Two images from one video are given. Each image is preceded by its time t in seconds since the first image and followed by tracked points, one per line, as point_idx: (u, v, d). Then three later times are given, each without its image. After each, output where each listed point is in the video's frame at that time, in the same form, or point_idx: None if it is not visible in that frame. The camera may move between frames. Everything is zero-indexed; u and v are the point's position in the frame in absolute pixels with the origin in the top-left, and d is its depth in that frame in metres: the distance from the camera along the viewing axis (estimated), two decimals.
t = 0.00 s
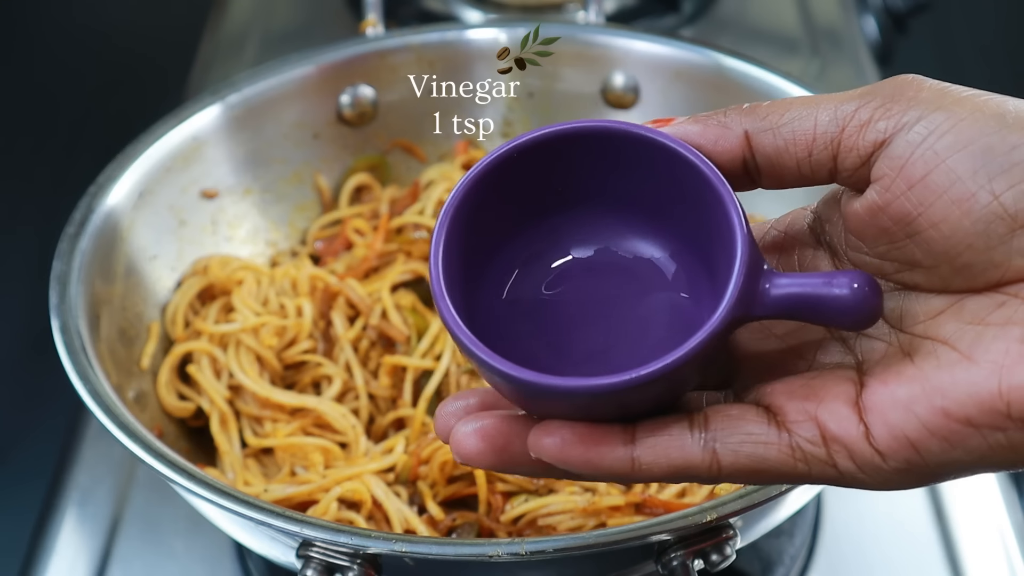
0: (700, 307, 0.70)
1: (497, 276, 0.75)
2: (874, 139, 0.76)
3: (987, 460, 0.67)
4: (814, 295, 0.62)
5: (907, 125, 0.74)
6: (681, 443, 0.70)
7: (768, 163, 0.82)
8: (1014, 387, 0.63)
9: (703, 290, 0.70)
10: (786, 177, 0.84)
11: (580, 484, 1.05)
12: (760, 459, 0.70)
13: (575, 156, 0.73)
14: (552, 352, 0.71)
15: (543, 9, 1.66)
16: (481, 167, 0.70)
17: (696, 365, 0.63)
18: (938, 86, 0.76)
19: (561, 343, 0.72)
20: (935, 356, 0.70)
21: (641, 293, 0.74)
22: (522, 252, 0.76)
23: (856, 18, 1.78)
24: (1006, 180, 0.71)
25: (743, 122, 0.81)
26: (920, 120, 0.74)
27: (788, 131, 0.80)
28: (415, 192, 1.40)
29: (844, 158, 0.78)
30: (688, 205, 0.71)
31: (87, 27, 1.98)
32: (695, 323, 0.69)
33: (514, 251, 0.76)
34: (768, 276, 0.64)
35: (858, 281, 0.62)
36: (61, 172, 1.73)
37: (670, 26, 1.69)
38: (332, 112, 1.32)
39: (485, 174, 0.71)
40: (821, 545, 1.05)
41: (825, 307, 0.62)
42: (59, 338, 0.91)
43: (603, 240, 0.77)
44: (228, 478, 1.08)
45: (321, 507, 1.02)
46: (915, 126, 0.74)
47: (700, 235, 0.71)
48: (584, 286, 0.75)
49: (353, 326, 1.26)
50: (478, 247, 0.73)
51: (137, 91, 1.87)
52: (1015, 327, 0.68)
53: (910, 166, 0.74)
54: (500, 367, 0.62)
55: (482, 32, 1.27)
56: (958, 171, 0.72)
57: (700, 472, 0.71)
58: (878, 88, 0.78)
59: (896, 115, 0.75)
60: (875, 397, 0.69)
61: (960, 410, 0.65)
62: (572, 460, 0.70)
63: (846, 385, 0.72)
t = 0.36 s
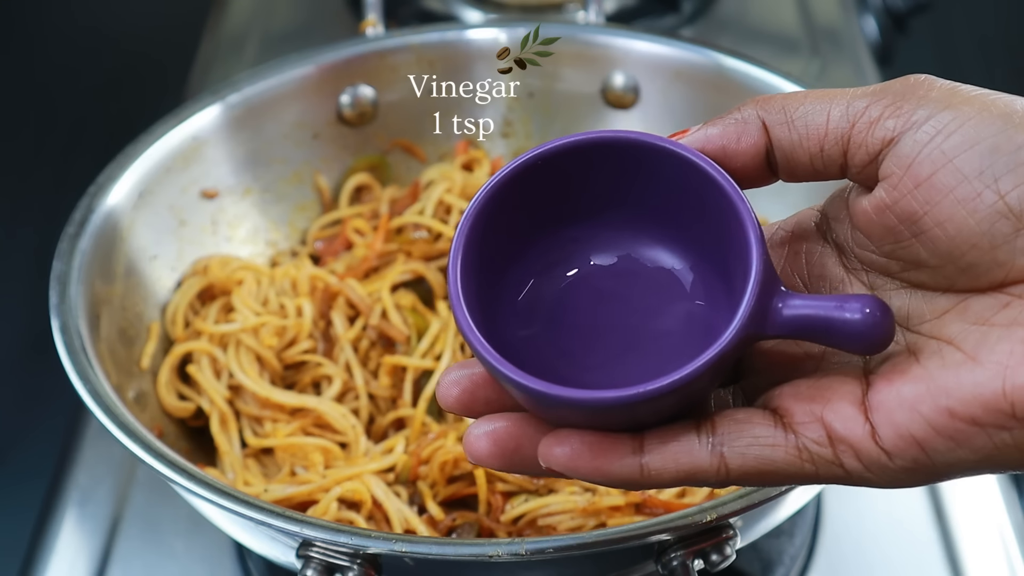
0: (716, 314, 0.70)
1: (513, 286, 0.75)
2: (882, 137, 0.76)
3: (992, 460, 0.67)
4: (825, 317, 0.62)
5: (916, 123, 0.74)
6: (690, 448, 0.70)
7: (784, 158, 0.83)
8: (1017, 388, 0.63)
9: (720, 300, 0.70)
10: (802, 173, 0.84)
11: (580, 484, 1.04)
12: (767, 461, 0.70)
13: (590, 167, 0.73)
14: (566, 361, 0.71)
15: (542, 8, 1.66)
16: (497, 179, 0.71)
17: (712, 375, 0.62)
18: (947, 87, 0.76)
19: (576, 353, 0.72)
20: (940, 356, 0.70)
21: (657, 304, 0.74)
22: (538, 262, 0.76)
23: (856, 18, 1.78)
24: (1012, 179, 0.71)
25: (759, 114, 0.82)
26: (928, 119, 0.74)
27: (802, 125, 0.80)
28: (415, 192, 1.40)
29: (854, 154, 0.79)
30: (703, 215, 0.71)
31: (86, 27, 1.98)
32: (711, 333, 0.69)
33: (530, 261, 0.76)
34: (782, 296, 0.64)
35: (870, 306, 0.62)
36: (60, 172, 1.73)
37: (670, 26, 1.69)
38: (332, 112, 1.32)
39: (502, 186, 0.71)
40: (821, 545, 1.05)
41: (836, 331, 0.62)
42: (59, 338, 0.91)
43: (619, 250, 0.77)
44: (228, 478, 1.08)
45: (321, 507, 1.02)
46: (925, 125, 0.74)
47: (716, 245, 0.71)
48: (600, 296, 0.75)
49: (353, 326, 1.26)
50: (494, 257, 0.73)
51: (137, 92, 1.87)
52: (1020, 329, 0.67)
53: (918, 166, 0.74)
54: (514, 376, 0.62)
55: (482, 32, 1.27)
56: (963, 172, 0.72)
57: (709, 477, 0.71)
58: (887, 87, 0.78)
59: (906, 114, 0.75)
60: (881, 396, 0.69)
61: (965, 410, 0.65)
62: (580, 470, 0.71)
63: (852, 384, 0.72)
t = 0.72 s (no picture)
0: (694, 308, 0.70)
1: (492, 279, 0.75)
2: (868, 145, 0.76)
3: (980, 465, 0.67)
4: (807, 300, 0.62)
5: (900, 130, 0.75)
6: (674, 446, 0.70)
7: (762, 165, 0.82)
8: (1005, 391, 0.63)
9: (697, 296, 0.71)
10: (781, 181, 0.83)
11: (580, 484, 1.04)
12: (751, 462, 0.70)
13: (570, 160, 0.73)
14: (545, 356, 0.71)
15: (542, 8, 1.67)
16: (477, 170, 0.70)
17: (693, 366, 0.63)
18: (932, 94, 0.76)
19: (555, 347, 0.72)
20: (926, 359, 0.70)
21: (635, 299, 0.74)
22: (517, 255, 0.77)
23: (856, 18, 1.78)
24: (998, 183, 0.71)
25: (738, 123, 0.81)
26: (912, 126, 0.74)
27: (782, 135, 0.80)
28: (415, 192, 1.40)
29: (837, 163, 0.78)
30: (682, 208, 0.71)
31: (86, 27, 1.98)
32: (689, 328, 0.69)
33: (509, 255, 0.76)
34: (762, 281, 0.64)
35: (852, 287, 0.62)
36: (61, 172, 1.73)
37: (670, 26, 1.69)
38: (332, 112, 1.32)
39: (480, 179, 0.71)
40: (821, 545, 1.05)
41: (818, 313, 0.62)
42: (59, 338, 0.91)
43: (597, 245, 0.77)
44: (228, 478, 1.08)
45: (321, 507, 1.02)
46: (909, 131, 0.74)
47: (696, 241, 0.71)
48: (578, 291, 0.75)
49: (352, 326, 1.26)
50: (473, 249, 0.73)
51: (137, 92, 1.87)
52: (1006, 331, 0.68)
53: (901, 171, 0.74)
54: (494, 370, 0.62)
55: (482, 32, 1.27)
56: (947, 177, 0.73)
57: (693, 475, 0.71)
58: (874, 93, 0.78)
59: (890, 121, 0.75)
60: (867, 398, 0.69)
61: (952, 413, 0.65)
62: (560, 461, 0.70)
63: (837, 386, 0.72)
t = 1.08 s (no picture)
0: (695, 291, 0.70)
1: (494, 268, 0.75)
2: (862, 125, 0.76)
3: (981, 442, 0.67)
4: (804, 277, 0.63)
5: (893, 109, 0.74)
6: (675, 429, 0.71)
7: (757, 150, 0.81)
8: (1008, 369, 0.63)
9: (698, 280, 0.70)
10: (775, 164, 0.83)
11: (579, 484, 1.05)
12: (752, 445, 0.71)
13: (572, 146, 0.73)
14: (545, 341, 0.72)
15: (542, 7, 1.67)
16: (475, 158, 0.71)
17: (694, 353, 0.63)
18: (925, 71, 0.76)
19: (556, 333, 0.72)
20: (928, 337, 0.70)
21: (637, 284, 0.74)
22: (517, 243, 0.76)
23: (856, 18, 1.78)
24: (994, 159, 0.71)
25: (732, 109, 0.81)
26: (906, 104, 0.74)
27: (776, 117, 0.79)
28: (415, 192, 1.40)
29: (832, 144, 0.78)
30: (682, 192, 0.71)
31: (86, 27, 1.98)
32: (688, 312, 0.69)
33: (509, 242, 0.76)
34: (758, 259, 0.65)
35: (847, 263, 0.63)
36: (60, 172, 1.73)
37: (670, 26, 1.69)
38: (332, 111, 1.32)
39: (478, 169, 0.71)
40: (821, 545, 1.05)
41: (816, 289, 0.63)
42: (59, 338, 0.91)
43: (597, 231, 0.77)
44: (228, 478, 1.08)
45: (321, 507, 1.02)
46: (903, 109, 0.74)
47: (696, 224, 0.71)
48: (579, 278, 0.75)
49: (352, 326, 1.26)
50: (473, 238, 0.73)
51: (137, 92, 1.87)
52: (1007, 307, 0.68)
53: (897, 150, 0.74)
54: (496, 360, 0.62)
55: (482, 32, 1.27)
56: (944, 154, 0.72)
57: (696, 458, 0.72)
58: (867, 74, 0.77)
59: (883, 100, 0.75)
60: (868, 375, 0.69)
61: (954, 392, 0.65)
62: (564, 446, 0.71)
63: (836, 365, 0.72)
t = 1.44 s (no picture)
0: (705, 290, 0.70)
1: (504, 264, 0.75)
2: (870, 117, 0.74)
3: (992, 444, 0.67)
4: (813, 277, 0.64)
5: (905, 103, 0.73)
6: (677, 429, 0.71)
7: (758, 126, 0.78)
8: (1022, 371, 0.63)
9: (707, 279, 0.71)
10: (774, 143, 0.80)
11: (579, 484, 1.05)
12: (752, 445, 0.71)
13: (578, 144, 0.73)
14: (556, 339, 0.72)
15: (542, 7, 1.67)
16: (487, 154, 0.70)
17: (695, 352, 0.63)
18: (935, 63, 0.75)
19: (566, 331, 0.73)
20: (938, 336, 0.70)
21: (646, 283, 0.74)
22: (526, 240, 0.76)
23: (856, 18, 1.78)
24: (1007, 155, 0.72)
25: (738, 82, 0.77)
26: (918, 98, 0.73)
27: (782, 98, 0.76)
28: (415, 193, 1.40)
29: (836, 134, 0.76)
30: (692, 190, 0.71)
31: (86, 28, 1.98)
32: (697, 311, 0.69)
33: (519, 239, 0.76)
34: (769, 259, 0.65)
35: (857, 264, 0.64)
36: (59, 172, 1.73)
37: (670, 26, 1.69)
38: (332, 111, 1.32)
39: (488, 165, 0.71)
40: (821, 545, 1.05)
41: (827, 291, 0.64)
42: (59, 338, 0.91)
43: (607, 229, 0.77)
44: (228, 478, 1.08)
45: (321, 507, 1.02)
46: (914, 104, 0.73)
47: (706, 222, 0.71)
48: (588, 275, 0.76)
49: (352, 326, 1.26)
50: (483, 235, 0.73)
51: (137, 92, 1.87)
52: (1020, 306, 0.68)
53: (906, 145, 0.73)
54: (508, 353, 0.62)
55: (482, 32, 1.27)
56: (955, 150, 0.73)
57: (697, 459, 0.72)
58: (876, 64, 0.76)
59: (894, 93, 0.74)
60: (875, 374, 0.69)
61: (966, 394, 0.65)
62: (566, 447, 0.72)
63: (840, 364, 0.71)
